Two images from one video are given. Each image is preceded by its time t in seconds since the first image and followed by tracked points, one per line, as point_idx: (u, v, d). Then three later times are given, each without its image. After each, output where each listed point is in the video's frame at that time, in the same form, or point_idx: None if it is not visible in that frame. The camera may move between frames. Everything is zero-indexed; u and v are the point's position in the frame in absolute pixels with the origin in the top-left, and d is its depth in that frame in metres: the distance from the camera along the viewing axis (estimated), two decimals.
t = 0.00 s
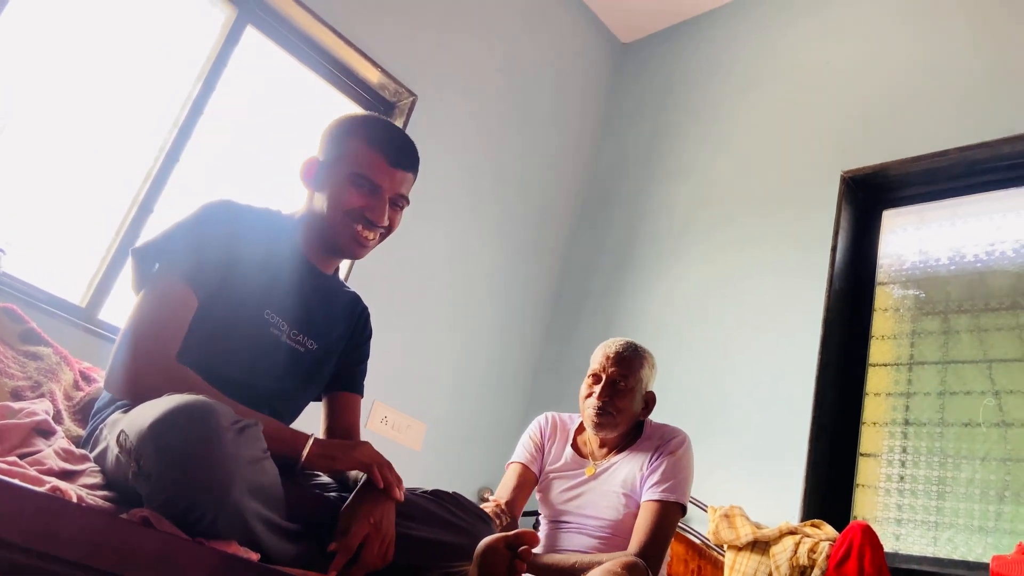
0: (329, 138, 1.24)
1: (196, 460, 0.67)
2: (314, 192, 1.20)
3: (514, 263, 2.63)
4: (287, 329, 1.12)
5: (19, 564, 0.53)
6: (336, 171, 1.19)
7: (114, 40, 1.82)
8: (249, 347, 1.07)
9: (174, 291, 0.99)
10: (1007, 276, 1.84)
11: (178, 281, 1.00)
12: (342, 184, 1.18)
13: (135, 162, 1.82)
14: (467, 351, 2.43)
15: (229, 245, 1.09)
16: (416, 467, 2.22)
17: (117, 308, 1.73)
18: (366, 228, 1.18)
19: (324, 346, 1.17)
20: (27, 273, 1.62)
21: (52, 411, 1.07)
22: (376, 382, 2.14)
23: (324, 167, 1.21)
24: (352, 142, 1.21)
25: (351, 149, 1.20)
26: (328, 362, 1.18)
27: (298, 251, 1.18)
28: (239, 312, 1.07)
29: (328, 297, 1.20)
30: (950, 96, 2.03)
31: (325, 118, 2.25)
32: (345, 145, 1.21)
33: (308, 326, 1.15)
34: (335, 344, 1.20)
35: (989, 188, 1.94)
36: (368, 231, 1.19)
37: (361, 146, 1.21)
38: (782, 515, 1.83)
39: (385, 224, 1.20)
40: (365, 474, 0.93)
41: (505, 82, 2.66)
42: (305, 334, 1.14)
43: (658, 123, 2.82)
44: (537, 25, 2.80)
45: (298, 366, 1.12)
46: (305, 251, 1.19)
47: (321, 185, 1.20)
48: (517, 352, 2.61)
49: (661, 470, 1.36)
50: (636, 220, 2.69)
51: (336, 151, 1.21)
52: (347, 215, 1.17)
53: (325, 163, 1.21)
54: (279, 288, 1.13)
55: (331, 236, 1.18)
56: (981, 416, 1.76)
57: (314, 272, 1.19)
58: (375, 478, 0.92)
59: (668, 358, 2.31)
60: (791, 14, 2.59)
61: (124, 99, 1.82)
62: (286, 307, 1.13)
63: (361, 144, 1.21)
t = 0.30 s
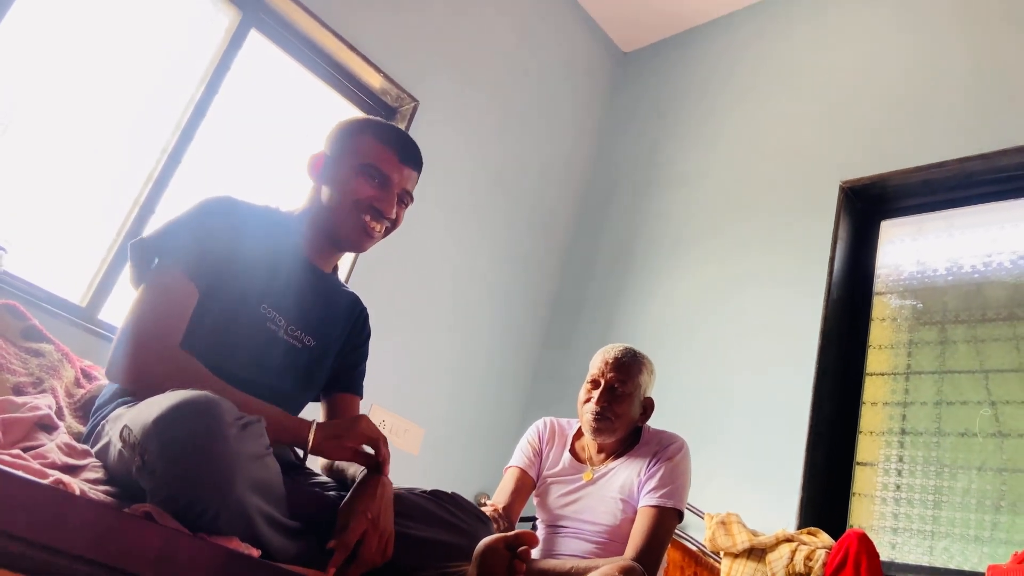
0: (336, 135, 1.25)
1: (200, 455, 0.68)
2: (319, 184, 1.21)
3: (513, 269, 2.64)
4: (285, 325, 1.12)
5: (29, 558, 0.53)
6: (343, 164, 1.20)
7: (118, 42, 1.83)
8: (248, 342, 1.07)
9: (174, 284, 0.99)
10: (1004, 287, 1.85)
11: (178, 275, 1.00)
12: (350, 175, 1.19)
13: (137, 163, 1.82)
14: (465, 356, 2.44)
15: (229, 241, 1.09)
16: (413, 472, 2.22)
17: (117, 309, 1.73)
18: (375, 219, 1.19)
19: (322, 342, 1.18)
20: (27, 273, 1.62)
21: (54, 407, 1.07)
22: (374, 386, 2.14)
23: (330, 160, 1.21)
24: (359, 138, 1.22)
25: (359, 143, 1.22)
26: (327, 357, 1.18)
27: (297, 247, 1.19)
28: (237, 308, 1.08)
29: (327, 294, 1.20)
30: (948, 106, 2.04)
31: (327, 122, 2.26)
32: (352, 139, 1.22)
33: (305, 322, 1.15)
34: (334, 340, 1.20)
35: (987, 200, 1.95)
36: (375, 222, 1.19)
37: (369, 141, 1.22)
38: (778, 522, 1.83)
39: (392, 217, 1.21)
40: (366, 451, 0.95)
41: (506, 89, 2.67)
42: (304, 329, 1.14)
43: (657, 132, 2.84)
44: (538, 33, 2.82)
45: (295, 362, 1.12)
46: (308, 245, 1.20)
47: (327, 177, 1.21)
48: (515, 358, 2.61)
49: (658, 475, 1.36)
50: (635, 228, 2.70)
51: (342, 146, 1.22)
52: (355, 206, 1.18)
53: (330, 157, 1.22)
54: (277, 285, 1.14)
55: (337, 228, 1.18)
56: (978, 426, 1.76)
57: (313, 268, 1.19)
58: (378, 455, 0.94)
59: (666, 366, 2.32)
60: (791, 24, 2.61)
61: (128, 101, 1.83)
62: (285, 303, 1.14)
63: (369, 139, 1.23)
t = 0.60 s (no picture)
0: (281, 138, 1.24)
1: (202, 445, 0.68)
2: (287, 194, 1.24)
3: (509, 277, 2.65)
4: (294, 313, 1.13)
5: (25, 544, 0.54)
6: (299, 166, 1.21)
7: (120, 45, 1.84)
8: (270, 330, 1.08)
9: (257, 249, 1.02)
10: (996, 301, 1.87)
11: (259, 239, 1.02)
12: (311, 180, 1.21)
13: (137, 166, 1.82)
14: (460, 363, 2.44)
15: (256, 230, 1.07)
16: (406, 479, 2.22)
17: (114, 311, 1.73)
18: (355, 209, 1.23)
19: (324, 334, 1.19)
20: (24, 274, 1.62)
21: (55, 401, 1.06)
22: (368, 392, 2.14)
23: (284, 171, 1.23)
24: (306, 131, 1.22)
25: (308, 141, 1.22)
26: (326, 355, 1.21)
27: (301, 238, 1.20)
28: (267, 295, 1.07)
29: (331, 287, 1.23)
30: (940, 121, 2.07)
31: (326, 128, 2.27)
32: (298, 137, 1.22)
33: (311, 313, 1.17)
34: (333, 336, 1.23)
35: (979, 214, 1.97)
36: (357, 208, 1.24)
37: (315, 134, 1.22)
38: (771, 532, 1.83)
39: (367, 195, 1.24)
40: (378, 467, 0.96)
41: (504, 98, 2.69)
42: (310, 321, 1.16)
43: (653, 144, 2.87)
44: (536, 44, 2.84)
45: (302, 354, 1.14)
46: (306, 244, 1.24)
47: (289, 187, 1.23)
48: (510, 367, 2.62)
49: (653, 483, 1.36)
50: (630, 238, 2.71)
51: (291, 149, 1.22)
52: (333, 206, 1.22)
53: (286, 163, 1.23)
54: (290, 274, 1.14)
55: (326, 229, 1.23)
56: (969, 439, 1.78)
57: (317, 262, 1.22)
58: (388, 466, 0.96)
59: (660, 375, 2.33)
60: (785, 39, 2.64)
61: (130, 104, 1.84)
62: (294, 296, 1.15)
63: (314, 131, 1.22)
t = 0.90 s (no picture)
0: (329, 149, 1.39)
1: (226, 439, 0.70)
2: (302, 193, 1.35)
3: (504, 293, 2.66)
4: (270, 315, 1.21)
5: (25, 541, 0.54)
6: (326, 178, 1.35)
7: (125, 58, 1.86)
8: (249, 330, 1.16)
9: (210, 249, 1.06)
10: (986, 322, 1.89)
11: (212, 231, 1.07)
12: (341, 188, 1.34)
13: (138, 177, 1.84)
14: (455, 377, 2.45)
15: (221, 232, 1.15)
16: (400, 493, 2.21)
17: (112, 320, 1.73)
18: (354, 231, 1.35)
19: (299, 335, 1.28)
20: (24, 283, 1.63)
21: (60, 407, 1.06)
22: (364, 405, 2.15)
23: (320, 170, 1.36)
24: (345, 159, 1.38)
25: (341, 163, 1.37)
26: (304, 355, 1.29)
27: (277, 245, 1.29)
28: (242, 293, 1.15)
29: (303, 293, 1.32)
30: (931, 144, 2.10)
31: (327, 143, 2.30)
32: (335, 159, 1.37)
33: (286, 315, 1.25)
34: (308, 337, 1.31)
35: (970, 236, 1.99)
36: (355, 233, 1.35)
37: (360, 161, 1.39)
38: (765, 549, 1.84)
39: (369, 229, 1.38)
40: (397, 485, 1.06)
41: (502, 115, 2.72)
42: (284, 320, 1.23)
43: (649, 163, 2.90)
44: (535, 63, 2.88)
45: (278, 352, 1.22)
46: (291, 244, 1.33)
47: (309, 189, 1.35)
48: (506, 382, 2.63)
49: (648, 497, 1.37)
50: (626, 256, 2.74)
51: (327, 162, 1.37)
52: (342, 219, 1.33)
53: (316, 170, 1.36)
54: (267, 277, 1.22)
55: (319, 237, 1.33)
56: (960, 458, 1.79)
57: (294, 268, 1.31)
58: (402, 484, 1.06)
59: (654, 392, 2.34)
60: (780, 62, 2.69)
61: (133, 116, 1.86)
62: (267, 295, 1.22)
63: (360, 159, 1.39)
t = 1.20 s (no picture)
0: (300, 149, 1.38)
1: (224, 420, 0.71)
2: (275, 194, 1.36)
3: (497, 298, 2.66)
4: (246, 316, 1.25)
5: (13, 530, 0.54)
6: (298, 179, 1.35)
7: (120, 58, 1.86)
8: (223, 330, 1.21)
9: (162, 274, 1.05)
10: (978, 330, 1.90)
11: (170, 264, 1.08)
12: (311, 188, 1.34)
13: (130, 177, 1.83)
14: (447, 382, 2.44)
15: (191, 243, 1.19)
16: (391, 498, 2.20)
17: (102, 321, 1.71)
18: (330, 230, 1.36)
19: (282, 336, 1.31)
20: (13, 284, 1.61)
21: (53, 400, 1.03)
22: (355, 409, 2.14)
23: (290, 171, 1.36)
24: (318, 156, 1.37)
25: (312, 161, 1.36)
26: (290, 356, 1.32)
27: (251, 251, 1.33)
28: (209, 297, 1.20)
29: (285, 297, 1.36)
30: (922, 153, 2.12)
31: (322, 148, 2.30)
32: (306, 158, 1.37)
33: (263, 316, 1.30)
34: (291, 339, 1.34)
35: (961, 245, 2.01)
36: (329, 232, 1.36)
37: (330, 160, 1.38)
38: (757, 555, 1.83)
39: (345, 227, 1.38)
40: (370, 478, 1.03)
41: (497, 121, 2.73)
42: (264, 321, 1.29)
43: (643, 171, 2.91)
44: (529, 69, 2.89)
45: (259, 351, 1.26)
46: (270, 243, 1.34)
47: (282, 191, 1.36)
48: (498, 388, 2.62)
49: (641, 502, 1.37)
50: (619, 263, 2.74)
51: (297, 163, 1.36)
52: (314, 217, 1.34)
53: (288, 171, 1.36)
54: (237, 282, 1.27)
55: (296, 238, 1.35)
56: (952, 465, 1.80)
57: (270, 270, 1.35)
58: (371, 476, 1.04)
59: (647, 400, 2.33)
60: (773, 72, 2.70)
61: (126, 117, 1.85)
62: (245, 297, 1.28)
63: (330, 158, 1.38)
